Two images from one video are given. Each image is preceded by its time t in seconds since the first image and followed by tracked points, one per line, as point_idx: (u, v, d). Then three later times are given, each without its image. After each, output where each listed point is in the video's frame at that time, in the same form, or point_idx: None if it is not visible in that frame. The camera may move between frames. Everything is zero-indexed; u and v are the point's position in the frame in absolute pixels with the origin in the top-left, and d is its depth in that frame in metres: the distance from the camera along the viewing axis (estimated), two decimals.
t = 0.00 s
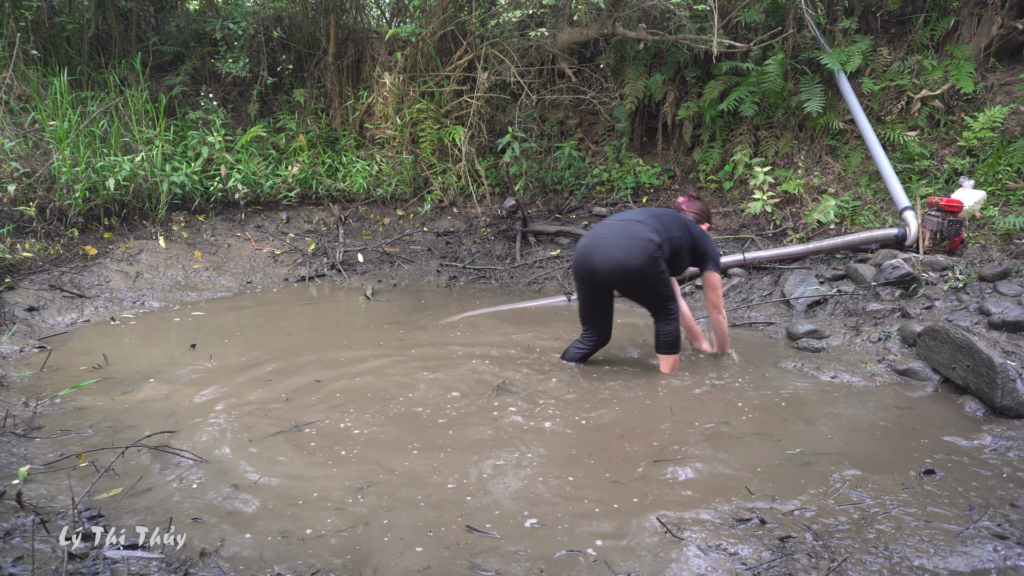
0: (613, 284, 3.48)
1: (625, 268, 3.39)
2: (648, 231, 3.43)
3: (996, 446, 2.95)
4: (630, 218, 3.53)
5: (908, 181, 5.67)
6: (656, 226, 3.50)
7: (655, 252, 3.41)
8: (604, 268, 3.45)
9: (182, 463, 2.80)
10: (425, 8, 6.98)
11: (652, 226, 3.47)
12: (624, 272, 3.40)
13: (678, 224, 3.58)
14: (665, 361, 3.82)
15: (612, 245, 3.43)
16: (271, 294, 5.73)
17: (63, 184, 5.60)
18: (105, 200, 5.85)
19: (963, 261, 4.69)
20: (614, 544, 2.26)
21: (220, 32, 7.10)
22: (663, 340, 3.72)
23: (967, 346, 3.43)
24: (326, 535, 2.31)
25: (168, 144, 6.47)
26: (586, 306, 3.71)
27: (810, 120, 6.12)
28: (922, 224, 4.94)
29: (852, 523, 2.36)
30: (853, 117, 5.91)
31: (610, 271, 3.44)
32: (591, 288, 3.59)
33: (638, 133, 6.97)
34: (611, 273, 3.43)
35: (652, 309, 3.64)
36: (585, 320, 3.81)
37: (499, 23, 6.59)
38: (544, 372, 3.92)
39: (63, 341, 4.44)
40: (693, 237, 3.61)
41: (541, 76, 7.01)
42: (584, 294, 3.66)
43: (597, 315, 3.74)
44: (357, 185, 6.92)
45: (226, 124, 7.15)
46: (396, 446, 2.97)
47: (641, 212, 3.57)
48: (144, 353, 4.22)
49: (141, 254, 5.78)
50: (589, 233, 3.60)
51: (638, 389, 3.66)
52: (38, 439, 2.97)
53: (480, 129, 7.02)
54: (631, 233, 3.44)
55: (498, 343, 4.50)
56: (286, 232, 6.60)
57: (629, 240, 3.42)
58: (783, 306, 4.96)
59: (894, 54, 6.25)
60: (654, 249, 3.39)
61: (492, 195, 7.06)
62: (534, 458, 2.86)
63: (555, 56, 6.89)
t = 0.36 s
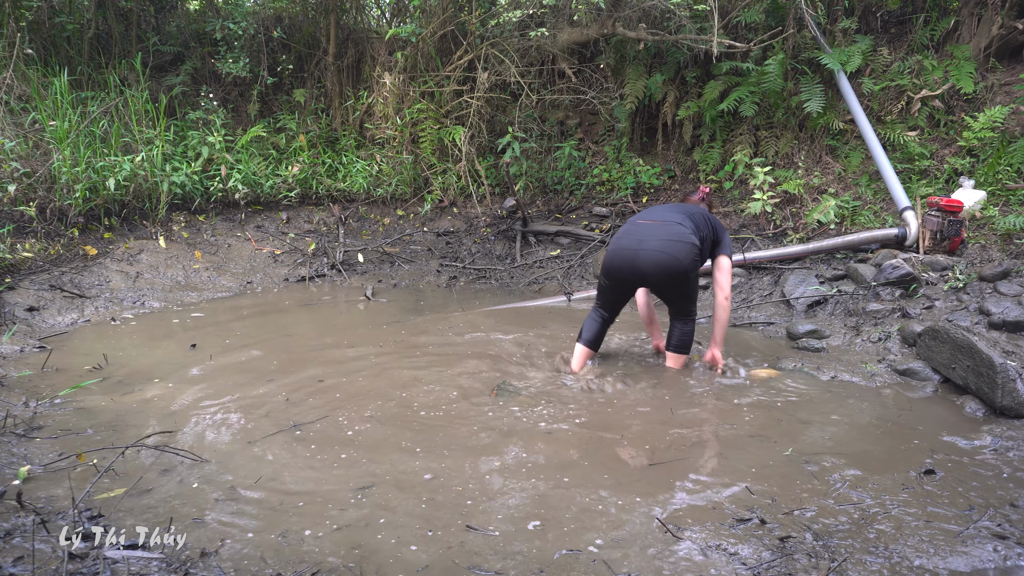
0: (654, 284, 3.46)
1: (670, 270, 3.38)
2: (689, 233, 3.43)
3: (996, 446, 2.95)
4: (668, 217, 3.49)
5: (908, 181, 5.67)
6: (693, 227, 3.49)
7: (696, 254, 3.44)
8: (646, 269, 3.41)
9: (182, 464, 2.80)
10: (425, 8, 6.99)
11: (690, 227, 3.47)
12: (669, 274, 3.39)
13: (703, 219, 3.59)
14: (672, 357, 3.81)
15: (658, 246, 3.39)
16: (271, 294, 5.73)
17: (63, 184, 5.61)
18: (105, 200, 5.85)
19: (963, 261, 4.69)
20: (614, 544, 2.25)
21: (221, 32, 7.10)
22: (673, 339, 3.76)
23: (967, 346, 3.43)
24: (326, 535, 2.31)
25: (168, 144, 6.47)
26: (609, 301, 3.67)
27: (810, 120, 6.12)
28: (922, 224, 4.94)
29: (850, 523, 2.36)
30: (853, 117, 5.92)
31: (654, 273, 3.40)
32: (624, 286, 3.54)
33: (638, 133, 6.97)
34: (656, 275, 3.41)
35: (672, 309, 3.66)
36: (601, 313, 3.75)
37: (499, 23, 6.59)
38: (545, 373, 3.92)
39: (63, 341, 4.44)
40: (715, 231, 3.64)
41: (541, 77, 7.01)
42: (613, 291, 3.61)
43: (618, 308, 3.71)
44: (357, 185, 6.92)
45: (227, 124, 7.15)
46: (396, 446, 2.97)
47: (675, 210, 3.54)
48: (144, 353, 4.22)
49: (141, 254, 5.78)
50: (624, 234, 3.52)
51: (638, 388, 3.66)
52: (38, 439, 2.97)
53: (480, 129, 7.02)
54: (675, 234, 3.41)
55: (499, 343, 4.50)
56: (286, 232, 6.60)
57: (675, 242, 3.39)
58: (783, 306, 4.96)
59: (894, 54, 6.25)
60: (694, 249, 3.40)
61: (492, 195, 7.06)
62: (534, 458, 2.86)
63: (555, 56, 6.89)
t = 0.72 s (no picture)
0: (653, 284, 3.46)
1: (670, 271, 3.39)
2: (684, 231, 3.44)
3: (996, 446, 2.95)
4: (661, 216, 3.48)
5: (908, 181, 5.68)
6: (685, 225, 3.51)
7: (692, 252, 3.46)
8: (645, 271, 3.40)
9: (182, 464, 2.80)
10: (425, 8, 6.99)
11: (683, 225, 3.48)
12: (669, 273, 3.40)
13: (687, 210, 3.59)
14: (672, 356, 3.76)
15: (657, 247, 3.37)
16: (270, 294, 5.73)
17: (63, 184, 5.61)
18: (105, 200, 5.85)
19: (963, 261, 4.70)
20: (614, 545, 2.25)
21: (220, 32, 7.10)
22: (669, 339, 3.73)
23: (967, 346, 3.43)
24: (327, 535, 2.31)
25: (168, 144, 6.47)
26: (606, 306, 3.63)
27: (810, 120, 6.12)
28: (922, 224, 4.94)
29: (850, 523, 2.36)
30: (853, 117, 5.92)
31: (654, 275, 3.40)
32: (620, 290, 3.52)
33: (638, 133, 6.97)
34: (656, 276, 3.40)
35: (669, 310, 3.63)
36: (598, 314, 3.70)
37: (499, 23, 6.59)
38: (544, 372, 3.92)
39: (63, 341, 4.44)
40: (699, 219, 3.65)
41: (541, 77, 7.01)
42: (610, 296, 3.57)
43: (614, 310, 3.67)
44: (357, 185, 6.92)
45: (226, 124, 7.15)
46: (396, 446, 2.97)
47: (666, 209, 3.52)
48: (144, 353, 4.22)
49: (141, 254, 5.78)
50: (615, 239, 3.48)
51: (638, 388, 3.66)
52: (38, 439, 2.97)
53: (480, 129, 7.02)
54: (673, 233, 3.41)
55: (499, 343, 4.50)
56: (286, 232, 6.60)
57: (674, 242, 3.38)
58: (783, 306, 4.96)
59: (894, 54, 6.26)
60: (689, 246, 3.41)
61: (492, 195, 7.06)
62: (535, 458, 2.86)
63: (555, 56, 6.89)
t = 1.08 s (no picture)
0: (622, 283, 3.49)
1: (633, 271, 3.38)
2: (658, 232, 3.39)
3: (996, 445, 2.95)
4: (638, 216, 3.47)
5: (908, 181, 5.68)
6: (665, 226, 3.44)
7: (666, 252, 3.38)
8: (610, 269, 3.46)
9: (182, 464, 2.80)
10: (425, 8, 6.98)
11: (661, 226, 3.42)
12: (633, 274, 3.40)
13: (688, 220, 3.49)
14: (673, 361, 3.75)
15: (621, 247, 3.40)
16: (270, 295, 5.72)
17: (63, 184, 5.61)
18: (105, 200, 5.85)
19: (963, 261, 4.70)
20: (614, 544, 2.26)
21: (220, 32, 7.10)
22: (668, 340, 3.72)
23: (967, 346, 3.43)
24: (326, 535, 2.31)
25: (168, 144, 6.47)
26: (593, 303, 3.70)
27: (810, 120, 6.12)
28: (922, 224, 4.94)
29: (850, 523, 2.36)
30: (853, 117, 5.91)
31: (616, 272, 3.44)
32: (599, 286, 3.58)
33: (638, 133, 6.96)
34: (618, 274, 3.44)
35: (661, 309, 3.63)
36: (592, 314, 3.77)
37: (499, 24, 6.59)
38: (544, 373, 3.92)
39: (63, 341, 4.43)
40: (708, 233, 3.48)
41: (541, 77, 7.02)
42: (588, 293, 3.67)
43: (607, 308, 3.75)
44: (357, 185, 6.92)
45: (226, 124, 7.15)
46: (396, 446, 2.97)
47: (647, 209, 3.50)
48: (144, 353, 4.22)
49: (141, 254, 5.78)
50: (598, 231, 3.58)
51: (639, 388, 3.66)
52: (37, 439, 2.97)
53: (479, 129, 7.02)
54: (640, 234, 3.39)
55: (499, 343, 4.50)
56: (286, 232, 6.59)
57: (639, 243, 3.37)
58: (783, 306, 4.97)
59: (894, 54, 6.26)
60: (661, 251, 3.35)
61: (492, 195, 7.06)
62: (535, 458, 2.85)
63: (555, 56, 6.89)
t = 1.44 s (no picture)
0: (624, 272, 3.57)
1: (630, 258, 3.46)
2: (665, 228, 3.43)
3: (996, 445, 2.95)
4: (658, 215, 3.55)
5: (908, 181, 5.68)
6: (680, 226, 3.46)
7: (667, 248, 3.40)
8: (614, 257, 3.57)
9: (181, 464, 2.80)
10: (425, 8, 6.99)
11: (673, 225, 3.46)
12: (628, 260, 3.48)
13: (710, 229, 3.46)
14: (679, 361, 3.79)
15: (625, 236, 3.51)
16: (270, 295, 5.72)
17: (63, 184, 5.61)
18: (105, 200, 5.85)
19: (963, 261, 4.70)
20: (614, 544, 2.26)
21: (220, 32, 7.10)
22: (674, 341, 3.73)
23: (967, 346, 3.43)
24: (326, 535, 2.31)
25: (168, 144, 6.47)
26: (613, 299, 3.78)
27: (810, 120, 6.12)
28: (922, 224, 4.94)
29: (849, 523, 2.36)
30: (853, 117, 5.92)
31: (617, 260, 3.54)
32: (613, 280, 3.70)
33: (638, 133, 6.96)
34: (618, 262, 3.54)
35: (667, 307, 3.69)
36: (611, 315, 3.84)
37: (499, 24, 6.59)
38: (544, 372, 3.92)
39: (62, 341, 4.43)
40: (729, 247, 3.41)
41: (541, 77, 7.02)
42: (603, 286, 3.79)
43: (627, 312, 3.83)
44: (357, 185, 6.92)
45: (226, 124, 7.15)
46: (395, 446, 2.97)
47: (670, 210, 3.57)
48: (144, 353, 4.22)
49: (141, 254, 5.78)
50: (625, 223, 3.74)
51: (638, 387, 3.67)
52: (37, 439, 2.97)
53: (479, 129, 7.02)
54: (646, 226, 3.47)
55: (498, 343, 4.50)
56: (286, 232, 6.59)
57: (642, 233, 3.45)
58: (783, 306, 4.97)
59: (894, 54, 6.26)
60: (661, 242, 3.40)
61: (492, 195, 7.06)
62: (535, 458, 2.85)
63: (555, 56, 6.89)
